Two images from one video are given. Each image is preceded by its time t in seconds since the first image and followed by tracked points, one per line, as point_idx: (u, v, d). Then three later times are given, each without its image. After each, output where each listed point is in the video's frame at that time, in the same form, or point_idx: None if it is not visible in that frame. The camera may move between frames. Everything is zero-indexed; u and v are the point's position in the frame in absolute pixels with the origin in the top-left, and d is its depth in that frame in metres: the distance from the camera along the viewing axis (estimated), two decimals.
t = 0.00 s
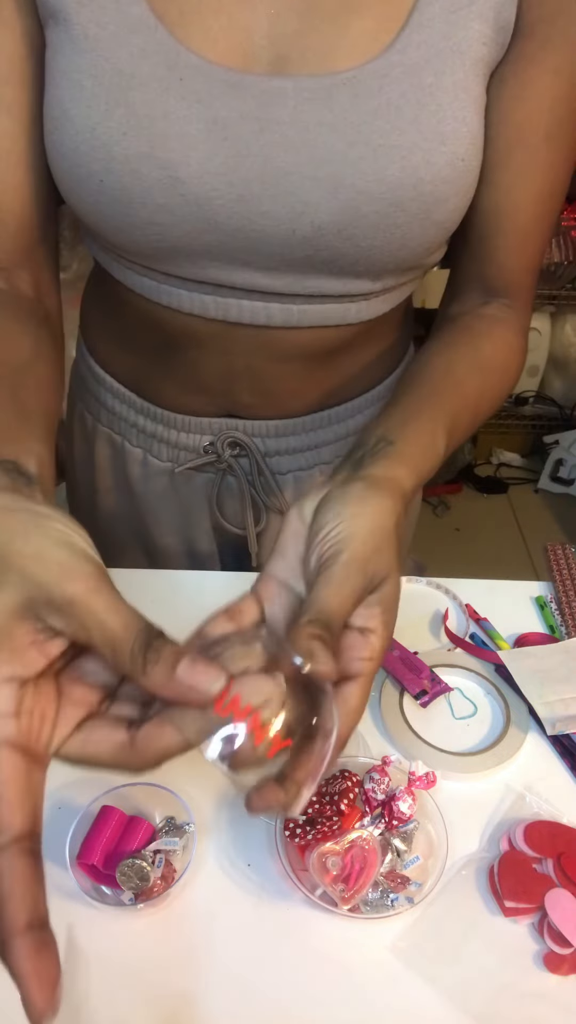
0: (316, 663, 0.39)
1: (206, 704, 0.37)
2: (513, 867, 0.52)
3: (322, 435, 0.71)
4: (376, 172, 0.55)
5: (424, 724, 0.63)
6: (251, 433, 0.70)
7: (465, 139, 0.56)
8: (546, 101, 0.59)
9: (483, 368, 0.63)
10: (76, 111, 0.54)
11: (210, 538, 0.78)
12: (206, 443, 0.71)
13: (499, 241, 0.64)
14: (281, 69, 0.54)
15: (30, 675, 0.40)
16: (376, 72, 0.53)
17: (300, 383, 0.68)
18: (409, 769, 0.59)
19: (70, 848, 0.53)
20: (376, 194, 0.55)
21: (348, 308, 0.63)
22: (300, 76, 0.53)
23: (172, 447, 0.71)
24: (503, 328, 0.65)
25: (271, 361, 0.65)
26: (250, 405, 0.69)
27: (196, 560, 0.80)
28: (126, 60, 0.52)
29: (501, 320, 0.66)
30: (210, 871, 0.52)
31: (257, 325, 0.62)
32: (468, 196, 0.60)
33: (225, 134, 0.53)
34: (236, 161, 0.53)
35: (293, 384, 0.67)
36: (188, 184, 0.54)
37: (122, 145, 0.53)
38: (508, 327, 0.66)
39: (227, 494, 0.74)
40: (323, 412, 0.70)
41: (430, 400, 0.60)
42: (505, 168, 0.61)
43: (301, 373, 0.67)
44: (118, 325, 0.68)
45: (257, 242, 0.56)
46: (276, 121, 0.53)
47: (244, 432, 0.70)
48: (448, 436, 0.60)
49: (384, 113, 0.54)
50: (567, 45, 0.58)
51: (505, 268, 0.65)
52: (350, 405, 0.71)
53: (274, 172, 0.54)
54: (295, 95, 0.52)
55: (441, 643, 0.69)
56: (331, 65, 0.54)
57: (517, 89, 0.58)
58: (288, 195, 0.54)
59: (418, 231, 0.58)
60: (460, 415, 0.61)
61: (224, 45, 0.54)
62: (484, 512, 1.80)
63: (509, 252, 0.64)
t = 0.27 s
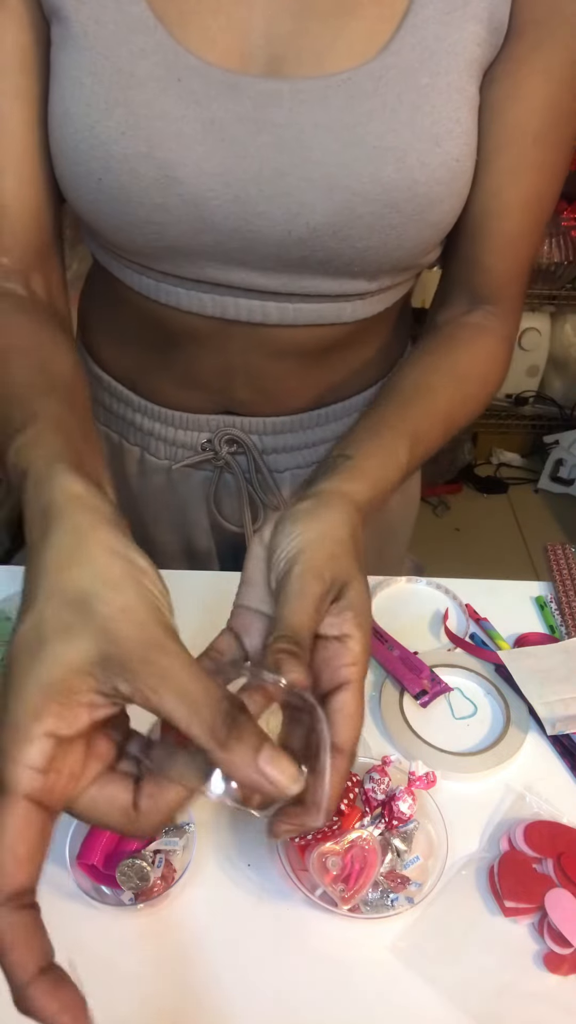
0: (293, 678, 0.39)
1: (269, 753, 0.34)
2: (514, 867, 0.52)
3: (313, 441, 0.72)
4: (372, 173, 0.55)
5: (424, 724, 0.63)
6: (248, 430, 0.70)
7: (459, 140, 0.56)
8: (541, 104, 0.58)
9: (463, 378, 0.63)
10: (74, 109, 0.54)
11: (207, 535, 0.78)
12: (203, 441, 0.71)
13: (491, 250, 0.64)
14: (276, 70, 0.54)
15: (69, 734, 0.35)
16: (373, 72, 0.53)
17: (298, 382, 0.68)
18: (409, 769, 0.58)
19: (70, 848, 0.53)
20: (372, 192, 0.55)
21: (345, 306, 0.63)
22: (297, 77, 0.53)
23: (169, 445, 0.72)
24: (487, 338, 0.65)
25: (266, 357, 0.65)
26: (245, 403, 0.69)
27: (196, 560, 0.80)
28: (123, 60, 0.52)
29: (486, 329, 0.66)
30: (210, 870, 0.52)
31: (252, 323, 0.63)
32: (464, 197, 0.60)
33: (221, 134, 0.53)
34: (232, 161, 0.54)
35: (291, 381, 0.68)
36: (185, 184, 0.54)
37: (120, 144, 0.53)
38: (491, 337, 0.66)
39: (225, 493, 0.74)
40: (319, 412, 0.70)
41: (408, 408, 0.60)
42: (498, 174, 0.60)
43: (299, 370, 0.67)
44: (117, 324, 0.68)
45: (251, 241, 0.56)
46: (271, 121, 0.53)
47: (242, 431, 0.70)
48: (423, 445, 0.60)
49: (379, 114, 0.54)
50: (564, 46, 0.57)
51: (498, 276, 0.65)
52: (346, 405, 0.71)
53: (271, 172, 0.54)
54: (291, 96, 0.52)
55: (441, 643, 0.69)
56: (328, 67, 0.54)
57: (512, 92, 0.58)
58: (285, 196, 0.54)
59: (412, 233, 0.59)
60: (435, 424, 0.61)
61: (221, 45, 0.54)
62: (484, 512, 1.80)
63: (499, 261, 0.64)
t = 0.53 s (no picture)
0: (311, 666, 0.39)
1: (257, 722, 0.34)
2: (514, 867, 0.52)
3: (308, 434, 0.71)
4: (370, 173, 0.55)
5: (424, 725, 0.63)
6: (247, 427, 0.70)
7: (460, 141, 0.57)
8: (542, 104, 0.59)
9: (462, 370, 0.63)
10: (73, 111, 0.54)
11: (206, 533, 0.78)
12: (202, 439, 0.71)
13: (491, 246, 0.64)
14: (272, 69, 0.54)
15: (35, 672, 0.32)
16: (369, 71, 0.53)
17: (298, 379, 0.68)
18: (409, 769, 0.58)
19: (70, 848, 0.53)
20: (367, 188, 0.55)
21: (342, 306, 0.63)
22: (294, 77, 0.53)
23: (168, 442, 0.72)
24: (486, 332, 0.65)
25: (263, 355, 0.65)
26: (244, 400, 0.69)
27: (195, 560, 0.80)
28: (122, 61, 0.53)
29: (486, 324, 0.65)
30: (210, 871, 0.52)
31: (251, 322, 0.63)
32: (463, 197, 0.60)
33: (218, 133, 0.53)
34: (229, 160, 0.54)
35: (290, 378, 0.68)
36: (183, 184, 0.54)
37: (117, 144, 0.54)
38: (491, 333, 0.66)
39: (223, 493, 0.74)
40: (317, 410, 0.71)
41: (407, 396, 0.59)
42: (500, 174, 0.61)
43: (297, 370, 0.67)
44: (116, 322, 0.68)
45: (249, 238, 0.56)
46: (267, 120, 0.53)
47: (240, 429, 0.70)
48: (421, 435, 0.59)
49: (375, 112, 0.54)
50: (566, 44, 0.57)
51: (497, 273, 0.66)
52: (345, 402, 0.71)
53: (269, 171, 0.54)
54: (287, 95, 0.52)
55: (441, 643, 0.69)
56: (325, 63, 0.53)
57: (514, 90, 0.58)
58: (282, 195, 0.54)
59: (409, 231, 0.59)
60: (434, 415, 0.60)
61: (218, 44, 0.54)
62: (484, 512, 1.80)
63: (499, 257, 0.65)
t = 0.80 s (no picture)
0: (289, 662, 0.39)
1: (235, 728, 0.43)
2: (513, 867, 0.52)
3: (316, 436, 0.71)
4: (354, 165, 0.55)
5: (424, 724, 0.62)
6: (243, 424, 0.70)
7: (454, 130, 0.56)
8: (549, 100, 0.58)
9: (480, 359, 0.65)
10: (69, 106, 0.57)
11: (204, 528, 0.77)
12: (197, 434, 0.71)
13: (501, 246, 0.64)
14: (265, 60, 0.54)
15: None
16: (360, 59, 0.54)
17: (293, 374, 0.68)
18: (409, 769, 0.58)
19: (70, 848, 0.53)
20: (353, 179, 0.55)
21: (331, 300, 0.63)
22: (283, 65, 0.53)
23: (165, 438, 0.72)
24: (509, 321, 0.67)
25: (254, 351, 0.65)
26: (238, 395, 0.69)
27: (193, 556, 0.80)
28: (112, 61, 0.54)
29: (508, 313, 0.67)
30: (210, 870, 0.52)
31: (236, 315, 0.63)
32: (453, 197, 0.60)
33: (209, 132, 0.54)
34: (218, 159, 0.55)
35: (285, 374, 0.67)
36: (166, 173, 0.56)
37: (96, 133, 0.55)
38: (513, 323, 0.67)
39: (219, 489, 0.74)
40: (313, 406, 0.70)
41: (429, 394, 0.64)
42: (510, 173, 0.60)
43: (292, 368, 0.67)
44: (118, 318, 0.69)
45: (233, 230, 0.57)
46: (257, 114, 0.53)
47: (235, 423, 0.70)
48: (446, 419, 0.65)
49: (353, 103, 0.53)
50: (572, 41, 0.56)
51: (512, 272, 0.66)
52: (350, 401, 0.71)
53: (250, 165, 0.54)
54: (262, 89, 0.53)
55: (441, 643, 0.69)
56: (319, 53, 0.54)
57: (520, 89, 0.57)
58: (255, 184, 0.55)
59: (392, 225, 0.58)
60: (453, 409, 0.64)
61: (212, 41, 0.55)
62: (484, 512, 1.80)
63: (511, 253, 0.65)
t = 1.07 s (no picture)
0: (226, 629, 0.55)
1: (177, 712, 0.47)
2: (513, 867, 0.52)
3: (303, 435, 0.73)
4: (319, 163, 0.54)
5: (424, 724, 0.62)
6: (233, 418, 0.71)
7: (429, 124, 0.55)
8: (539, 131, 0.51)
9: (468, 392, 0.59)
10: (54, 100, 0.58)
11: (195, 519, 0.79)
12: (190, 426, 0.72)
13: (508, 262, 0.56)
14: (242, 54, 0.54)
15: None
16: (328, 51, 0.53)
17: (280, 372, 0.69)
18: (409, 769, 0.58)
19: (70, 848, 0.53)
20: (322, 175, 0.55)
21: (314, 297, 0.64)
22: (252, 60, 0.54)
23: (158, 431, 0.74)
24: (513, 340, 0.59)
25: (237, 346, 0.67)
26: (223, 390, 0.70)
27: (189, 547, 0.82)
28: (100, 57, 0.55)
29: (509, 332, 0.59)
30: (210, 870, 0.52)
31: (212, 308, 0.64)
32: (429, 196, 0.59)
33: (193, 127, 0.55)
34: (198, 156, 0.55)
35: (270, 370, 0.68)
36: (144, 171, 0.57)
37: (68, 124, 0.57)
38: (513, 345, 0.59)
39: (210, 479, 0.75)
40: (304, 404, 0.71)
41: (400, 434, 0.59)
42: (497, 219, 0.54)
43: (278, 364, 0.68)
44: (114, 315, 0.71)
45: (199, 223, 0.58)
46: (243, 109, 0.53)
47: (226, 417, 0.71)
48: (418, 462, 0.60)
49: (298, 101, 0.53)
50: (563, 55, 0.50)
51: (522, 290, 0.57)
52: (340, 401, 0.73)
53: (201, 160, 0.55)
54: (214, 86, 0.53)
55: (441, 643, 0.69)
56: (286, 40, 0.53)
57: (503, 121, 0.52)
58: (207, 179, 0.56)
59: (353, 224, 0.57)
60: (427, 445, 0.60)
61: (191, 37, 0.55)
62: (484, 512, 1.80)
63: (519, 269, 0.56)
